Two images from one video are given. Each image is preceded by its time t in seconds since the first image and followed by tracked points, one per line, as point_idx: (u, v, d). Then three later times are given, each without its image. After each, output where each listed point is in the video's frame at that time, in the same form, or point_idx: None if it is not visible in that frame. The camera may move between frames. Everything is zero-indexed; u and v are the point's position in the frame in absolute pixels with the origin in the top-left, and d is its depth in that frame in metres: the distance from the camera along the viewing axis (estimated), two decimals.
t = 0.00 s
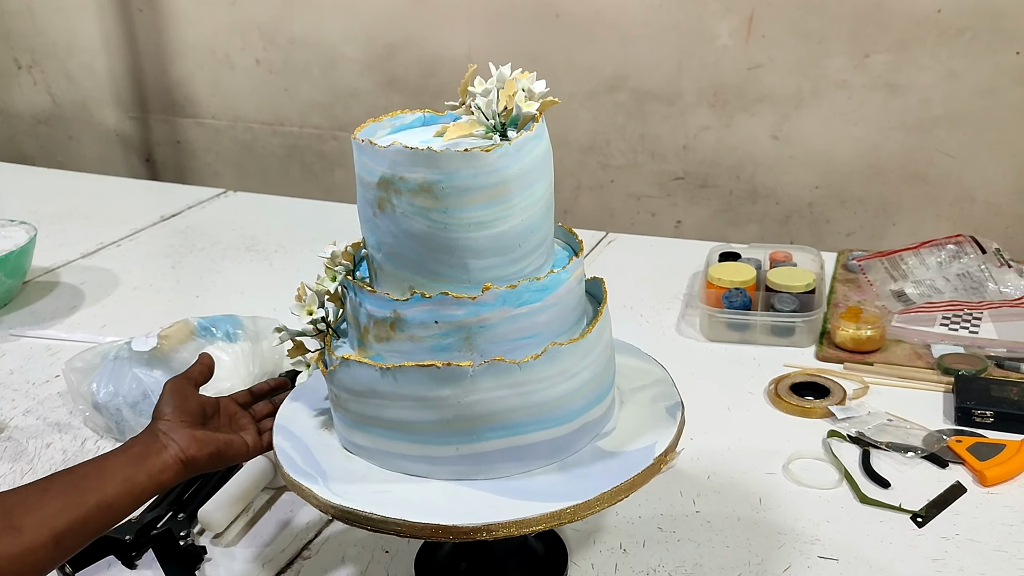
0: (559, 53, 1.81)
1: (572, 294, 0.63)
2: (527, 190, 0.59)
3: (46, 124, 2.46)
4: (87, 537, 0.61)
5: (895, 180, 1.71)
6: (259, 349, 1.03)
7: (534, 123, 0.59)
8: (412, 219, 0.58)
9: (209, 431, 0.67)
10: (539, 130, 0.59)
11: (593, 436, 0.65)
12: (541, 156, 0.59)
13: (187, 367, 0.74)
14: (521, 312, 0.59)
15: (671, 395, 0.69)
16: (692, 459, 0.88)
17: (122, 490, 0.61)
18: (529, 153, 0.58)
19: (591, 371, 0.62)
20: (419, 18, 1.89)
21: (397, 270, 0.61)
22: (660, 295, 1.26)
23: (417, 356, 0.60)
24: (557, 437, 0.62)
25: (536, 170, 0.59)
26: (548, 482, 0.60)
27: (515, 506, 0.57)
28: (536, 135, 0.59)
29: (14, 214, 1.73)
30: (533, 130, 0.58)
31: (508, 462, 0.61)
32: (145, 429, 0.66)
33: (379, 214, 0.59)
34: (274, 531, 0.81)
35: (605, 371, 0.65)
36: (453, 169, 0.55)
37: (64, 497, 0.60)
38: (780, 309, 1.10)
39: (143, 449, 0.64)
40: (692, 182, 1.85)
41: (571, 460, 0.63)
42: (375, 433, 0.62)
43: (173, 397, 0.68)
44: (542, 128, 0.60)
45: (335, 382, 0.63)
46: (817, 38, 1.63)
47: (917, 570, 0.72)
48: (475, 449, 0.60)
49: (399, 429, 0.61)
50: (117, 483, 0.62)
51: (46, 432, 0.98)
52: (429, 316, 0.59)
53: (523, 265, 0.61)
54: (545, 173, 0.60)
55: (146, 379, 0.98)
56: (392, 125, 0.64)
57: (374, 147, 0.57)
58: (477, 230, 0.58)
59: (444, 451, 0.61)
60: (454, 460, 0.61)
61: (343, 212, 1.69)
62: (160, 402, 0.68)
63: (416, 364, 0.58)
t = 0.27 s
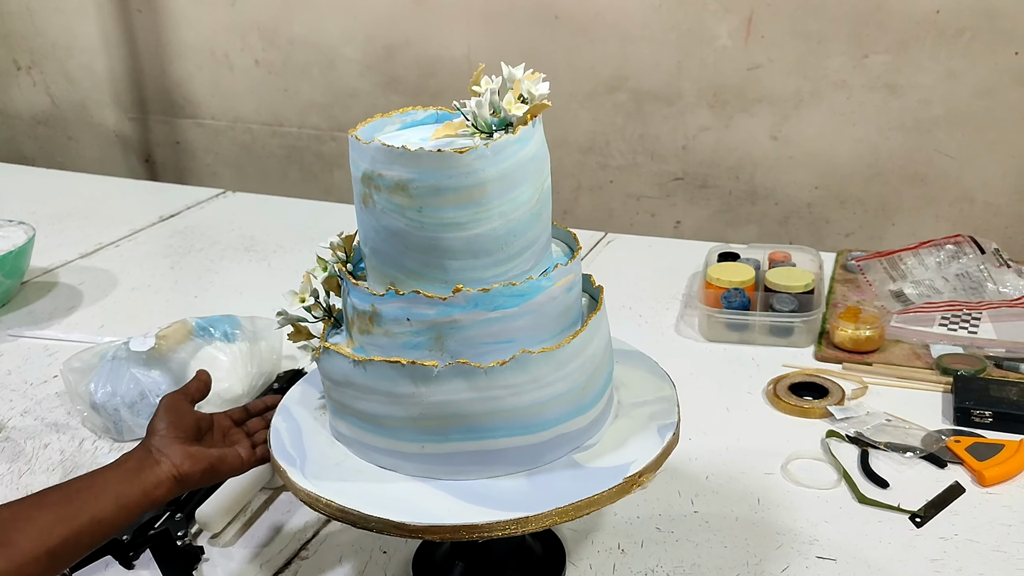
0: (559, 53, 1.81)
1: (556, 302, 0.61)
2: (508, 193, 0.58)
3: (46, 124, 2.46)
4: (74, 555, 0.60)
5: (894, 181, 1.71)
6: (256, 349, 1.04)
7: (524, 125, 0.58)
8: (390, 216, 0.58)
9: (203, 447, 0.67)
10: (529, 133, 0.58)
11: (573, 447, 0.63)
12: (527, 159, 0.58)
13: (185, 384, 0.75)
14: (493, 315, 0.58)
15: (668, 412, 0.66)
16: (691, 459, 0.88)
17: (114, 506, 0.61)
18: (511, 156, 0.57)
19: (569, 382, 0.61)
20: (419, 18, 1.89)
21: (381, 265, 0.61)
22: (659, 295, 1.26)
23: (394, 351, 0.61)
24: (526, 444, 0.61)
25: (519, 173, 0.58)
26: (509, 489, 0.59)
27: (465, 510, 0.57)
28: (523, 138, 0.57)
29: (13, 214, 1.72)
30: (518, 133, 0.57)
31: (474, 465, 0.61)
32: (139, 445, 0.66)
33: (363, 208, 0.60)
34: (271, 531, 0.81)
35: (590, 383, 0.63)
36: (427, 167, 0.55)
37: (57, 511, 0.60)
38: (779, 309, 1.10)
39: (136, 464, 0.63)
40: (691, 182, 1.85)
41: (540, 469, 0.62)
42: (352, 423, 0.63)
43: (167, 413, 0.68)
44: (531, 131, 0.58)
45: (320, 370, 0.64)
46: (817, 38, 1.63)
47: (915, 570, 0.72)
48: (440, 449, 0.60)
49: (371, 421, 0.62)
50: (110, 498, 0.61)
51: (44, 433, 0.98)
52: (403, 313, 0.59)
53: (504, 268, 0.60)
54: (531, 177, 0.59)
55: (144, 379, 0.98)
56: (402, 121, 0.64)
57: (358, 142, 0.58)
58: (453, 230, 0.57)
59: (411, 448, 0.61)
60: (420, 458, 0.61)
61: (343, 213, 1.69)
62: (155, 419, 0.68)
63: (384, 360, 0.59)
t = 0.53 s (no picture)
0: (558, 55, 1.81)
1: (535, 312, 0.60)
2: (484, 199, 0.57)
3: (45, 126, 2.46)
4: None
5: (893, 183, 1.71)
6: (255, 350, 1.04)
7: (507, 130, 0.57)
8: (370, 214, 0.59)
9: (151, 533, 0.67)
10: (511, 139, 0.57)
11: (546, 460, 0.62)
12: (507, 165, 0.57)
13: (160, 459, 0.75)
14: (463, 320, 0.58)
15: (658, 435, 0.64)
16: (689, 461, 0.88)
17: None
18: (488, 162, 0.56)
19: (540, 393, 0.60)
20: (418, 21, 1.89)
21: (369, 260, 0.63)
22: (658, 297, 1.26)
23: (374, 348, 0.62)
24: (491, 451, 0.60)
25: (498, 179, 0.57)
26: (468, 495, 0.59)
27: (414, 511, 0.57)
28: (503, 144, 0.57)
29: (11, 216, 1.72)
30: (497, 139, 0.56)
31: (439, 467, 0.61)
32: (92, 520, 0.67)
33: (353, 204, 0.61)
34: (269, 534, 0.81)
35: (568, 396, 0.61)
36: (401, 169, 0.56)
37: None
38: (778, 311, 1.10)
39: (75, 546, 0.65)
40: (690, 184, 1.85)
41: (506, 478, 0.61)
42: (335, 414, 0.65)
43: (124, 490, 0.69)
44: (515, 138, 0.57)
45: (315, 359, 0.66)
46: (815, 40, 1.63)
47: (914, 572, 0.72)
48: (407, 448, 0.61)
49: (349, 415, 0.63)
50: None
51: (42, 435, 0.97)
52: (380, 310, 0.60)
53: (483, 273, 0.60)
54: (512, 183, 0.58)
55: (142, 381, 0.98)
56: (413, 120, 0.65)
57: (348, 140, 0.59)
58: (426, 232, 0.58)
59: (380, 444, 0.62)
60: (388, 455, 0.62)
61: (342, 215, 1.69)
62: (114, 493, 0.69)
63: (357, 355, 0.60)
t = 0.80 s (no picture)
0: (560, 58, 1.82)
1: (519, 321, 0.60)
2: (468, 204, 0.57)
3: (49, 129, 2.47)
4: None
5: (895, 185, 1.72)
6: (260, 353, 1.04)
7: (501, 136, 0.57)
8: (365, 210, 0.61)
9: (161, 536, 0.67)
10: (503, 146, 0.57)
11: (525, 469, 0.62)
12: (496, 172, 0.57)
13: (175, 458, 0.76)
14: (444, 322, 0.59)
15: (648, 455, 0.62)
16: (693, 463, 0.88)
17: None
18: (475, 168, 0.56)
19: (517, 402, 0.60)
20: (421, 23, 1.89)
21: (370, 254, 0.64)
22: (661, 299, 1.26)
23: (368, 343, 0.63)
24: (465, 455, 0.61)
25: (486, 185, 0.57)
26: (437, 497, 0.60)
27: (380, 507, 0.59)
28: (494, 150, 0.56)
29: (16, 219, 1.73)
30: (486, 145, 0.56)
31: (417, 465, 0.62)
32: (102, 522, 0.68)
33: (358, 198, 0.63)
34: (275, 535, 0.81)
35: (550, 407, 0.61)
36: (388, 170, 0.57)
37: None
38: (781, 313, 1.10)
39: (83, 548, 0.65)
40: (693, 187, 1.85)
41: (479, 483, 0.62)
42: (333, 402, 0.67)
43: (135, 490, 0.69)
44: (507, 145, 0.57)
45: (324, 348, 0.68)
46: (817, 43, 1.63)
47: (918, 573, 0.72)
48: (388, 443, 0.62)
49: (342, 405, 0.65)
50: None
51: (48, 437, 0.98)
52: (370, 306, 0.61)
53: (471, 278, 0.60)
54: (501, 190, 0.58)
55: (148, 383, 0.99)
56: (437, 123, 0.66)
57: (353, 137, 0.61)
58: (411, 233, 0.58)
59: (364, 436, 0.64)
60: (372, 448, 0.63)
61: (345, 218, 1.69)
62: (126, 494, 0.69)
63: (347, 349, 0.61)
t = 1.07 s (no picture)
0: (561, 60, 1.82)
1: (500, 325, 0.59)
2: (451, 206, 0.57)
3: (51, 131, 2.47)
4: None
5: (897, 186, 1.71)
6: (262, 354, 1.04)
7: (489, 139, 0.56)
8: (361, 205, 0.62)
9: (165, 527, 0.67)
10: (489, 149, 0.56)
11: (501, 474, 0.62)
12: (481, 175, 0.56)
13: (176, 449, 0.75)
14: (425, 322, 0.59)
15: (630, 471, 0.60)
16: (695, 464, 0.88)
17: None
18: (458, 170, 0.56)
19: (493, 407, 0.59)
20: (422, 25, 1.90)
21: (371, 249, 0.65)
22: (662, 301, 1.26)
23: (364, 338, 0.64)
24: (443, 456, 0.61)
25: (470, 188, 0.57)
26: (408, 495, 0.60)
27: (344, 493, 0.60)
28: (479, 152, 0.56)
29: (18, 221, 1.73)
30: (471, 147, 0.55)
31: (398, 463, 0.62)
32: (106, 515, 0.68)
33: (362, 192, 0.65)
34: (277, 537, 0.81)
35: (529, 415, 0.60)
36: (376, 168, 0.58)
37: None
38: (783, 315, 1.10)
39: (87, 542, 0.65)
40: (694, 188, 1.85)
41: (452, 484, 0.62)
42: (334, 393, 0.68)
43: (138, 483, 0.69)
44: (495, 148, 0.56)
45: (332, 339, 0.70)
46: (818, 44, 1.63)
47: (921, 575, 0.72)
48: (373, 438, 0.63)
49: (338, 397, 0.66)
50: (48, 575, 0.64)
51: (50, 438, 0.98)
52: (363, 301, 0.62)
53: (457, 280, 0.60)
54: (486, 193, 0.57)
55: (150, 385, 0.99)
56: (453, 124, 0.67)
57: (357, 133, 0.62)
58: (398, 231, 0.59)
59: (354, 429, 0.65)
60: (360, 440, 0.64)
61: (346, 219, 1.69)
62: (129, 486, 0.70)
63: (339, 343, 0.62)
